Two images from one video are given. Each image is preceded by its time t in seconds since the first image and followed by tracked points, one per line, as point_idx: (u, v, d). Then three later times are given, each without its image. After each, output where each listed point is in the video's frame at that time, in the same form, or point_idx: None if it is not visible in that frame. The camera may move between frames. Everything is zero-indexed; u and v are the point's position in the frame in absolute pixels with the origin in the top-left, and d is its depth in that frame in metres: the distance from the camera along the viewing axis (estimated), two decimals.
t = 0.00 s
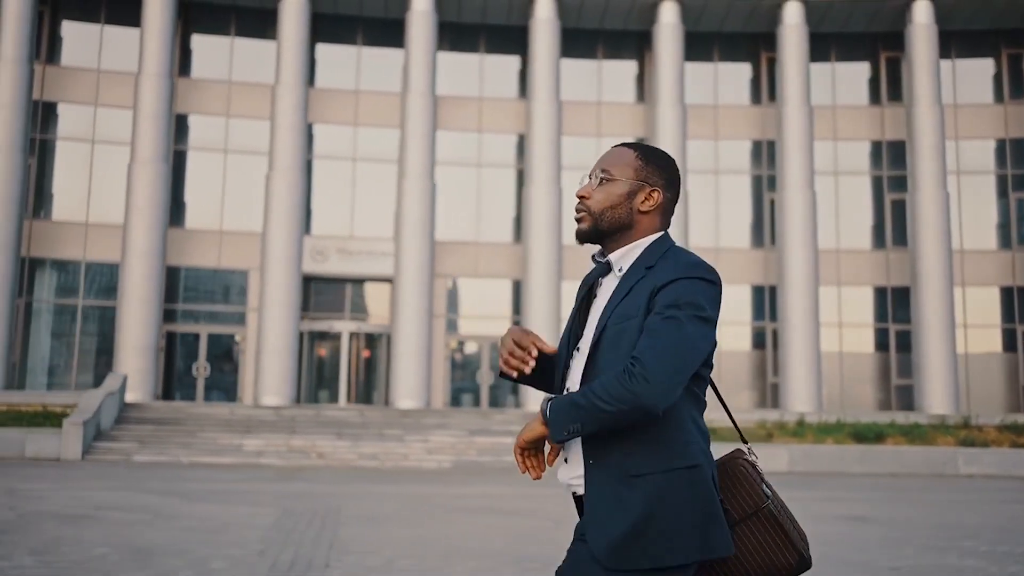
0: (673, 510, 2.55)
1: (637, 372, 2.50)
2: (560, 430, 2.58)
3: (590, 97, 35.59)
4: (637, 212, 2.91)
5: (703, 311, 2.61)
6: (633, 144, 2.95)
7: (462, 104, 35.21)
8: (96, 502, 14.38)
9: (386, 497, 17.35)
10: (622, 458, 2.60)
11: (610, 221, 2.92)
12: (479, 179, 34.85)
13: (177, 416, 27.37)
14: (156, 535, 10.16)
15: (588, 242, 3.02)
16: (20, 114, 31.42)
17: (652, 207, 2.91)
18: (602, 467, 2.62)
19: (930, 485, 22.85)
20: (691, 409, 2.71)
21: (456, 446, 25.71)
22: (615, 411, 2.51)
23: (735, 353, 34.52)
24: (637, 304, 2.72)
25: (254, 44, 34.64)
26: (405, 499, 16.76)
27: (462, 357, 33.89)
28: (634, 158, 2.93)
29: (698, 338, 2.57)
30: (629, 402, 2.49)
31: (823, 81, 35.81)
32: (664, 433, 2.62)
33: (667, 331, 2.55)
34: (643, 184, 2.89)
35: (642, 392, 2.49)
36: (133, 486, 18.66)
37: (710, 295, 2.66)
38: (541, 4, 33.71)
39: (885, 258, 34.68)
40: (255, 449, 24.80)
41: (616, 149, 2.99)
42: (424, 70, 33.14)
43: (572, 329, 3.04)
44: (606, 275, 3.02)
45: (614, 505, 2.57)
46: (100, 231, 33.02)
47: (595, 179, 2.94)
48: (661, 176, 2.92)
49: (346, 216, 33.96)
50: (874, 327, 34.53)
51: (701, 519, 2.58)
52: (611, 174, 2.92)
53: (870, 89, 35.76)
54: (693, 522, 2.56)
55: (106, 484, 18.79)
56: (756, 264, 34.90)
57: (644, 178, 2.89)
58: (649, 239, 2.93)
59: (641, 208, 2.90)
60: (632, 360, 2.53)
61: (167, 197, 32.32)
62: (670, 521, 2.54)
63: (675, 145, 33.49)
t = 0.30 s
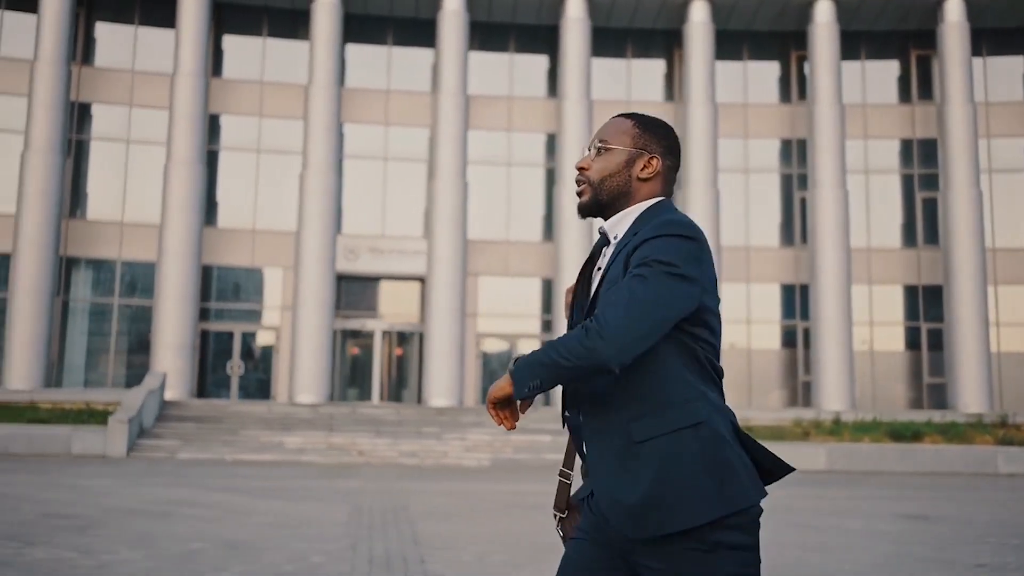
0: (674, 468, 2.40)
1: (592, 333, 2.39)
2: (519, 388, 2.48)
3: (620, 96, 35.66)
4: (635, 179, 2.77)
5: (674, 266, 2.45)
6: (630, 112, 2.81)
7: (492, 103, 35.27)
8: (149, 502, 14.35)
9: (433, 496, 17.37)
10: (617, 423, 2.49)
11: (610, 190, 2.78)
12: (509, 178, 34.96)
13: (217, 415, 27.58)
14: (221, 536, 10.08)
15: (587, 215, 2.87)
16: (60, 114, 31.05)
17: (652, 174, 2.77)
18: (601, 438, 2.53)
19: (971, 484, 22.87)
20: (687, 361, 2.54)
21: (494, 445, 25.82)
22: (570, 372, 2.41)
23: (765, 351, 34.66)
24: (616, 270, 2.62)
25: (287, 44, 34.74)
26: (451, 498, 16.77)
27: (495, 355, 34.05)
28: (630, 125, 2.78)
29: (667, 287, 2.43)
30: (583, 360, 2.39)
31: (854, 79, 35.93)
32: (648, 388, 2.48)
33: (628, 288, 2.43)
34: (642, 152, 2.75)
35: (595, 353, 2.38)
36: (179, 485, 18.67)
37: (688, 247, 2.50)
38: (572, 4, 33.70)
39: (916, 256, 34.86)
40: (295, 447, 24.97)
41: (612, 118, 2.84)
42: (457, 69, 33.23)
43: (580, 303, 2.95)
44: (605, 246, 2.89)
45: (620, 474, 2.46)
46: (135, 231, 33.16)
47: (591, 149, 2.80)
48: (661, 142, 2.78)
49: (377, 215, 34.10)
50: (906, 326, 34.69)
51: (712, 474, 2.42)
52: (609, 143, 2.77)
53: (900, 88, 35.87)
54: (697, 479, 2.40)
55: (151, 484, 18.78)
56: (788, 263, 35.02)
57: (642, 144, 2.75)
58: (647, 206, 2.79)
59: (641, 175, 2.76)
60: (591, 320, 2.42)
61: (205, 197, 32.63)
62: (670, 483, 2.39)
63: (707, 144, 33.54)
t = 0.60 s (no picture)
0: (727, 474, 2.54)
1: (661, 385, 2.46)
2: (668, 515, 2.41)
3: (657, 95, 35.68)
4: (645, 170, 2.97)
5: (696, 255, 2.56)
6: (639, 107, 2.99)
7: (529, 103, 35.39)
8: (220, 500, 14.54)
9: (490, 494, 17.54)
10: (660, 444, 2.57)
11: (621, 181, 2.99)
12: (547, 177, 35.06)
13: (264, 413, 27.90)
14: (306, 534, 10.24)
15: (599, 204, 3.08)
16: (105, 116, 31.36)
17: (661, 165, 2.96)
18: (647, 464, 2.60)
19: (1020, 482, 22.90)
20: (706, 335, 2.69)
21: (540, 443, 26.04)
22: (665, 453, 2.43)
23: (803, 349, 34.71)
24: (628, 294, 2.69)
25: (325, 45, 34.93)
26: (509, 495, 16.93)
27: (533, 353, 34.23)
28: (640, 119, 2.96)
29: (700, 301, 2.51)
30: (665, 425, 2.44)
31: (892, 77, 35.92)
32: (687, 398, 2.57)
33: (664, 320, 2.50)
34: (651, 144, 2.94)
35: (674, 405, 2.44)
36: (237, 483, 18.93)
37: (695, 232, 2.60)
38: (610, 4, 33.73)
39: (956, 254, 34.89)
40: (343, 446, 25.27)
41: (624, 113, 3.03)
42: (497, 69, 33.36)
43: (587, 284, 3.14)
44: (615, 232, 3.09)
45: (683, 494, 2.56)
46: (177, 232, 33.40)
47: (602, 144, 3.00)
48: (669, 135, 2.96)
49: (416, 214, 34.29)
50: (946, 325, 34.70)
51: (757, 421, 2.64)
52: (617, 138, 2.97)
53: (938, 86, 35.81)
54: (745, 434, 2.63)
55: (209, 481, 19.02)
56: (827, 261, 35.02)
57: (651, 138, 2.94)
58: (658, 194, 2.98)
59: (650, 167, 2.96)
60: (658, 369, 2.47)
61: (246, 198, 32.98)
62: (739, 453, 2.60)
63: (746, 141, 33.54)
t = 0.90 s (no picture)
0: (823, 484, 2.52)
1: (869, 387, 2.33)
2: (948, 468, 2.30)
3: (691, 95, 35.71)
4: (693, 187, 2.78)
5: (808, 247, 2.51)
6: (688, 119, 2.83)
7: (564, 103, 35.48)
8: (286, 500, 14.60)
9: (543, 494, 17.51)
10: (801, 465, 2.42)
11: (668, 199, 2.80)
12: (582, 177, 35.11)
13: (306, 413, 28.04)
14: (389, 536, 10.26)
15: (644, 222, 2.90)
16: (145, 117, 31.84)
17: (711, 182, 2.78)
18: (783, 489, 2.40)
19: None
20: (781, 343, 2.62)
21: (584, 443, 26.08)
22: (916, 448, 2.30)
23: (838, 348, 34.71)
24: (747, 305, 2.49)
25: (361, 45, 35.06)
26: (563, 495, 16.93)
27: (569, 352, 34.27)
28: (689, 132, 2.80)
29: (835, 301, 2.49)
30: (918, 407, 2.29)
31: (926, 76, 35.90)
32: (806, 412, 2.49)
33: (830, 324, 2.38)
34: (700, 159, 2.76)
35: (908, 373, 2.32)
36: (289, 482, 19.07)
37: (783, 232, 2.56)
38: (645, 4, 33.85)
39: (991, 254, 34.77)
40: (388, 445, 25.37)
41: (672, 125, 2.87)
42: (533, 69, 33.49)
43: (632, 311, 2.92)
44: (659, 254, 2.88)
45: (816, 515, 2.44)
46: (214, 232, 33.54)
47: (649, 157, 2.83)
48: (720, 149, 2.78)
49: (451, 214, 34.36)
50: (983, 324, 34.60)
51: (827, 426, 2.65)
52: (665, 151, 2.80)
53: (973, 85, 35.74)
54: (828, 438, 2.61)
55: (261, 480, 19.16)
56: (861, 260, 34.97)
57: (700, 152, 2.77)
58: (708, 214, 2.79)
59: (699, 183, 2.78)
60: (857, 347, 2.34)
61: (283, 198, 33.19)
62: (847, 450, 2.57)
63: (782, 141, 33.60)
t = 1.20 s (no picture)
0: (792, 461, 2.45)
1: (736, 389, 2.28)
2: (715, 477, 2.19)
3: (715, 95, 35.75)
4: (716, 152, 2.71)
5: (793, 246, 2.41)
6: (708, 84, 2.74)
7: (589, 103, 35.54)
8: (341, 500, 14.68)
9: (584, 493, 17.56)
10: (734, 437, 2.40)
11: (690, 164, 2.73)
12: (606, 178, 35.18)
13: (338, 414, 28.15)
14: (457, 535, 10.32)
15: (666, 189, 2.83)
16: (174, 118, 32.09)
17: (733, 146, 2.71)
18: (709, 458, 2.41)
19: None
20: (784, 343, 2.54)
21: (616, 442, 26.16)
22: (724, 451, 2.21)
23: (863, 348, 34.74)
24: (712, 276, 2.50)
25: (386, 47, 35.13)
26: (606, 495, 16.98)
27: (595, 352, 34.35)
28: (709, 98, 2.71)
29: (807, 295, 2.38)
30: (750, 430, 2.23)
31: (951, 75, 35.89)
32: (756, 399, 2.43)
33: (785, 318, 2.31)
34: (722, 124, 2.69)
35: (768, 370, 2.27)
36: (333, 482, 19.18)
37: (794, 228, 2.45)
38: (670, 4, 33.91)
39: (1016, 254, 34.82)
40: (421, 446, 25.47)
41: (691, 92, 2.78)
42: (559, 70, 33.56)
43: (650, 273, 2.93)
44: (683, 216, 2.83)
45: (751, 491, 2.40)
46: (241, 233, 33.65)
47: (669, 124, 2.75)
48: (741, 112, 2.71)
49: (476, 215, 34.42)
50: (1007, 323, 34.67)
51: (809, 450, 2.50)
52: (687, 118, 2.73)
53: (997, 84, 35.74)
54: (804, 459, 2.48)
55: (304, 480, 19.27)
56: (886, 260, 35.05)
57: (722, 118, 2.69)
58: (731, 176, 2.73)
59: (721, 148, 2.71)
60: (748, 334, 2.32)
61: (310, 200, 33.34)
62: (796, 470, 2.45)
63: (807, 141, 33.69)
